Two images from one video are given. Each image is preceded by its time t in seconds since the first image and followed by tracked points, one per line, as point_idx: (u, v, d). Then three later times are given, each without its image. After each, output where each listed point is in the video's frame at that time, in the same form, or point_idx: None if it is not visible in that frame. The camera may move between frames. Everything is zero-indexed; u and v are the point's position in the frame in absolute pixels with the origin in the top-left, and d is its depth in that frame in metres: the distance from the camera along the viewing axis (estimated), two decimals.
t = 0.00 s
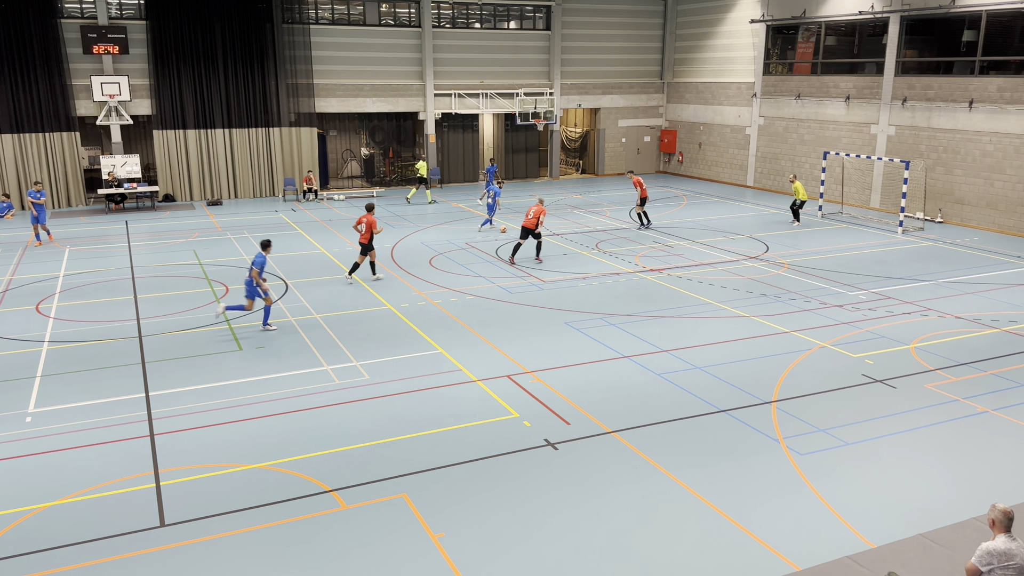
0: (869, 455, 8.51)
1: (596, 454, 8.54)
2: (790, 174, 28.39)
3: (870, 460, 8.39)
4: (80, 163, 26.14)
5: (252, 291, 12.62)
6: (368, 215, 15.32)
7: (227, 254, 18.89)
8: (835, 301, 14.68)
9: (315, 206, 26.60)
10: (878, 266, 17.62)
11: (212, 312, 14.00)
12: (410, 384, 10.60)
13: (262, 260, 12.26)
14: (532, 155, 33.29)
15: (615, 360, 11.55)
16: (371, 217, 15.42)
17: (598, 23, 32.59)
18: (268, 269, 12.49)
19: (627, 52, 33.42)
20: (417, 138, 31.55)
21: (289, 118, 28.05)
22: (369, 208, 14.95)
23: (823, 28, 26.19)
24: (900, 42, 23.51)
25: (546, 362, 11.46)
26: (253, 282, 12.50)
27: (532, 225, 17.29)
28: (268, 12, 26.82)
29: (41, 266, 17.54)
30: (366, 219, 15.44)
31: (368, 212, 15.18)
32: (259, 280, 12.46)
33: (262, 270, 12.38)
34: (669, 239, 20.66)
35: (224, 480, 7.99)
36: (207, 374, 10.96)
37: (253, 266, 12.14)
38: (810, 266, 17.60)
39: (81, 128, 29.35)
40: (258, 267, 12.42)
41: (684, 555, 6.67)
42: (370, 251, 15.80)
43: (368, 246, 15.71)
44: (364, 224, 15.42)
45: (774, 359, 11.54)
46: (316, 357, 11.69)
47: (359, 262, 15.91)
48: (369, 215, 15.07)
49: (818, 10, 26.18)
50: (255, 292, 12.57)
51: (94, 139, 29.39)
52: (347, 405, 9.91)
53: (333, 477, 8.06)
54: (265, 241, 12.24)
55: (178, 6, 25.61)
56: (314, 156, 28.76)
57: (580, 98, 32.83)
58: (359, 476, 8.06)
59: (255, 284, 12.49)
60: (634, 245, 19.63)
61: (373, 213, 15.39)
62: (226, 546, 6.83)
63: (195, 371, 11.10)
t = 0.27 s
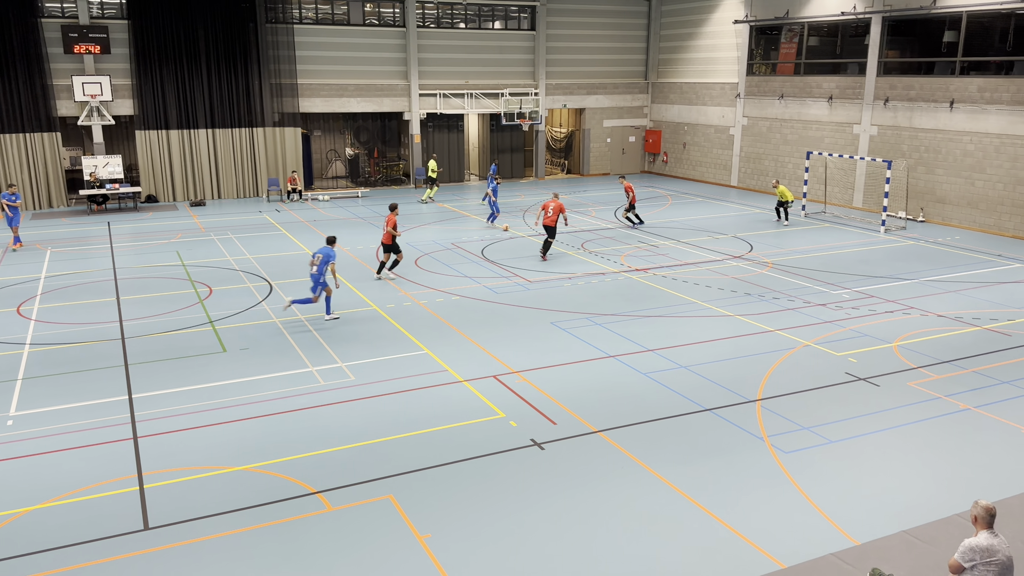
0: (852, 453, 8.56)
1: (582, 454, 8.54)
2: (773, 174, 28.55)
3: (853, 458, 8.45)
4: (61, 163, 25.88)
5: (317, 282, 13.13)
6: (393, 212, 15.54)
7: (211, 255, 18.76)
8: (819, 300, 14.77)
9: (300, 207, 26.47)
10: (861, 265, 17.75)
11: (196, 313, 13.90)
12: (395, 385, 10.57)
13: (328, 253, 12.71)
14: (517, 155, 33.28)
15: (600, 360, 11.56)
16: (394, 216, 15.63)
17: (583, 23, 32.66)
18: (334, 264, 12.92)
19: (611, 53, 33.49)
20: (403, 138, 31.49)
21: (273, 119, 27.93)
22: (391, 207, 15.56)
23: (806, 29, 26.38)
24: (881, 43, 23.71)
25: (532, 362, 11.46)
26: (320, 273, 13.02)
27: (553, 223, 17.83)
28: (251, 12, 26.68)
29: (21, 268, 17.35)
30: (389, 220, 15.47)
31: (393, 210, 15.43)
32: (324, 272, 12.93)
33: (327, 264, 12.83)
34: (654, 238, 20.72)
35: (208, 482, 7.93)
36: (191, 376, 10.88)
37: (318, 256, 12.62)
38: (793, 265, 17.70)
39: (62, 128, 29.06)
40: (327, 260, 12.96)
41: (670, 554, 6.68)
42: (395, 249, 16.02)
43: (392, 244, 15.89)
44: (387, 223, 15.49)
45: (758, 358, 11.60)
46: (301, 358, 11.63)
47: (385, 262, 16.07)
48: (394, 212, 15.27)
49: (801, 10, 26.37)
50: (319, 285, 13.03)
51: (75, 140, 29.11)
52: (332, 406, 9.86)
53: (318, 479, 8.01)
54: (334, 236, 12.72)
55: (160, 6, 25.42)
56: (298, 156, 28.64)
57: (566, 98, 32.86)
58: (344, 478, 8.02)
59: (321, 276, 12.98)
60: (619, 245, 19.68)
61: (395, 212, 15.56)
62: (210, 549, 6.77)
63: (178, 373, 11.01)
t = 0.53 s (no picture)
0: (837, 451, 8.61)
1: (570, 454, 8.55)
2: (759, 174, 28.68)
3: (838, 456, 8.49)
4: (44, 163, 25.64)
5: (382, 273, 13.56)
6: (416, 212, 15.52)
7: (196, 256, 18.64)
8: (804, 299, 14.86)
9: (285, 207, 26.35)
10: (846, 264, 17.87)
11: (181, 314, 13.80)
12: (382, 386, 10.53)
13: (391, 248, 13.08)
14: (504, 155, 33.27)
15: (588, 359, 11.58)
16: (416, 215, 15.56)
17: (569, 24, 32.70)
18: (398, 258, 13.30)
19: (596, 53, 33.56)
20: (389, 138, 31.41)
21: (258, 118, 27.80)
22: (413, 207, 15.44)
23: (790, 30, 26.53)
24: (865, 43, 23.88)
25: (519, 362, 11.47)
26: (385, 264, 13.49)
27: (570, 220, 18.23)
28: (236, 11, 26.55)
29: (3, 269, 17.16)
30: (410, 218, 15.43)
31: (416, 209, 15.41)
32: (389, 266, 13.33)
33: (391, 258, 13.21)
34: (641, 238, 20.77)
35: (194, 485, 7.87)
36: (176, 378, 10.80)
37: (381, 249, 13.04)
38: (778, 264, 17.80)
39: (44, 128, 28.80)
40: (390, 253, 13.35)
41: (657, 552, 6.70)
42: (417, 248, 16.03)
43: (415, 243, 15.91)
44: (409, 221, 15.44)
45: (745, 357, 11.65)
46: (287, 359, 11.57)
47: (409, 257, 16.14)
48: (418, 212, 15.27)
49: (786, 11, 26.52)
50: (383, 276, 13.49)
51: (58, 140, 28.85)
52: (319, 407, 9.82)
53: (305, 480, 7.98)
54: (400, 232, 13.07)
55: (143, 5, 25.23)
56: (283, 156, 28.52)
57: (552, 98, 32.89)
58: (331, 479, 7.99)
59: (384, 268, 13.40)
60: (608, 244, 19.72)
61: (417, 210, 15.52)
62: (196, 552, 6.73)
63: (163, 375, 10.93)
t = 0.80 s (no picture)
0: (826, 450, 8.65)
1: (560, 453, 8.55)
2: (747, 174, 28.78)
3: (826, 455, 8.53)
4: (30, 164, 25.43)
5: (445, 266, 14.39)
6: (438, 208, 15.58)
7: (184, 257, 18.53)
8: (792, 299, 14.92)
9: (274, 207, 26.23)
10: (834, 263, 17.95)
11: (168, 315, 13.71)
12: (372, 386, 10.50)
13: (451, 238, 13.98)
14: (493, 155, 33.24)
15: (578, 359, 11.58)
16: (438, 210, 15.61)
17: (558, 24, 32.72)
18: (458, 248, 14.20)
19: (585, 54, 33.59)
20: (378, 138, 31.33)
21: (246, 118, 27.68)
22: (435, 203, 15.88)
23: (778, 30, 26.63)
24: (853, 44, 23.99)
25: (509, 362, 11.46)
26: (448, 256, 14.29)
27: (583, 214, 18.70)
28: (224, 11, 26.43)
29: None
30: (433, 213, 15.14)
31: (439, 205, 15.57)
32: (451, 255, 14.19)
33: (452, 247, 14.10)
34: (630, 238, 20.79)
35: (182, 486, 7.83)
36: (164, 379, 10.74)
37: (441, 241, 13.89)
38: (767, 264, 17.85)
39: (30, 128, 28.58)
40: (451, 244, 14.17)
41: (647, 552, 6.71)
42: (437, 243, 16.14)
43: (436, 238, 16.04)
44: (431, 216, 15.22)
45: (734, 356, 11.69)
46: (276, 360, 11.52)
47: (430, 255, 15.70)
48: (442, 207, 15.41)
49: (774, 11, 26.62)
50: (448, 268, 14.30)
51: (44, 140, 28.63)
52: (309, 408, 9.78)
53: (294, 481, 7.95)
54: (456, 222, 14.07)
55: (130, 4, 25.07)
56: (272, 156, 28.39)
57: (541, 98, 32.89)
58: (321, 480, 7.96)
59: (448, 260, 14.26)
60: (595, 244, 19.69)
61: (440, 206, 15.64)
62: (185, 553, 6.69)
63: (151, 376, 10.85)
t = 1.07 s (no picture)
0: (817, 449, 8.67)
1: (552, 453, 8.54)
2: (737, 174, 28.85)
3: (817, 454, 8.55)
4: (19, 164, 25.26)
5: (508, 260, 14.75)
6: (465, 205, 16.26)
7: (174, 257, 18.44)
8: (783, 298, 14.96)
9: (264, 208, 26.13)
10: (824, 263, 18.02)
11: (158, 316, 13.64)
12: (364, 387, 10.47)
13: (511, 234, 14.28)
14: (485, 155, 33.21)
15: (570, 359, 11.58)
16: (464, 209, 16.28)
17: (549, 24, 32.73)
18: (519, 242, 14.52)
19: (577, 54, 33.62)
20: (369, 138, 31.26)
21: (236, 118, 27.58)
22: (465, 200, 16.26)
23: (769, 31, 26.71)
24: (843, 44, 24.08)
25: (501, 362, 11.45)
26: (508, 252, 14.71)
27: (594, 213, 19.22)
28: (214, 10, 26.33)
29: None
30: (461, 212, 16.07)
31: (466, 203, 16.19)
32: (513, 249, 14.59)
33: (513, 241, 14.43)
34: (622, 238, 20.80)
35: (172, 488, 7.78)
36: (153, 380, 10.67)
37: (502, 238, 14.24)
38: (758, 264, 17.90)
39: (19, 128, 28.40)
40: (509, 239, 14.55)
41: (640, 552, 6.71)
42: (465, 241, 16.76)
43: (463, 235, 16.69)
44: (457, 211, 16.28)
45: (725, 356, 11.72)
46: (267, 361, 11.48)
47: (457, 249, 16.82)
48: (467, 204, 16.07)
49: (765, 12, 26.69)
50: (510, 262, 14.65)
51: (33, 140, 28.44)
52: (300, 409, 9.74)
53: (286, 483, 7.91)
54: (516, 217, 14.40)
55: (119, 4, 24.95)
56: (262, 156, 28.29)
57: (532, 99, 32.90)
58: (312, 481, 7.93)
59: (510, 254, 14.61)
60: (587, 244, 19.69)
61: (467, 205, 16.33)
62: (175, 556, 6.65)
63: (141, 377, 10.79)
